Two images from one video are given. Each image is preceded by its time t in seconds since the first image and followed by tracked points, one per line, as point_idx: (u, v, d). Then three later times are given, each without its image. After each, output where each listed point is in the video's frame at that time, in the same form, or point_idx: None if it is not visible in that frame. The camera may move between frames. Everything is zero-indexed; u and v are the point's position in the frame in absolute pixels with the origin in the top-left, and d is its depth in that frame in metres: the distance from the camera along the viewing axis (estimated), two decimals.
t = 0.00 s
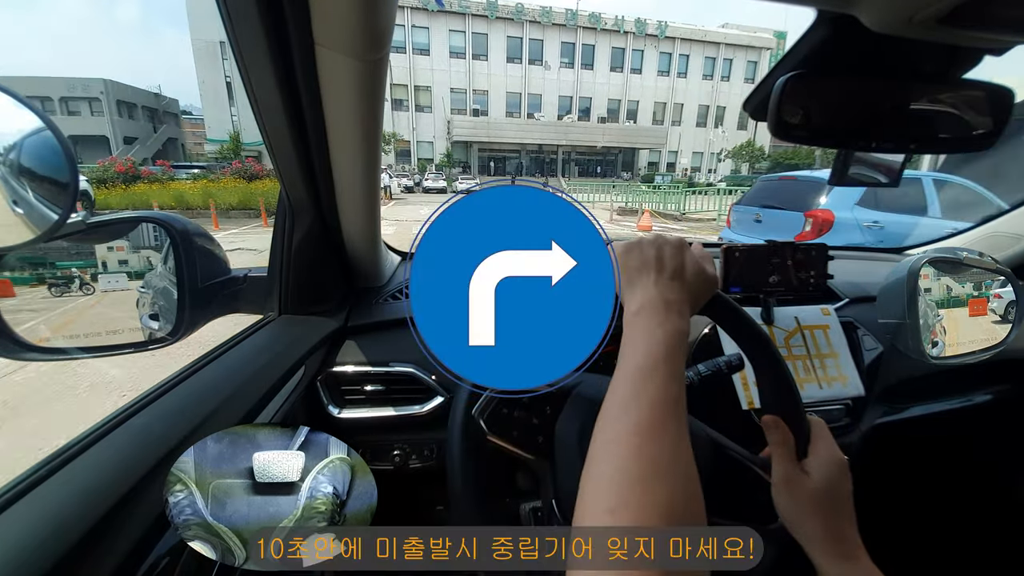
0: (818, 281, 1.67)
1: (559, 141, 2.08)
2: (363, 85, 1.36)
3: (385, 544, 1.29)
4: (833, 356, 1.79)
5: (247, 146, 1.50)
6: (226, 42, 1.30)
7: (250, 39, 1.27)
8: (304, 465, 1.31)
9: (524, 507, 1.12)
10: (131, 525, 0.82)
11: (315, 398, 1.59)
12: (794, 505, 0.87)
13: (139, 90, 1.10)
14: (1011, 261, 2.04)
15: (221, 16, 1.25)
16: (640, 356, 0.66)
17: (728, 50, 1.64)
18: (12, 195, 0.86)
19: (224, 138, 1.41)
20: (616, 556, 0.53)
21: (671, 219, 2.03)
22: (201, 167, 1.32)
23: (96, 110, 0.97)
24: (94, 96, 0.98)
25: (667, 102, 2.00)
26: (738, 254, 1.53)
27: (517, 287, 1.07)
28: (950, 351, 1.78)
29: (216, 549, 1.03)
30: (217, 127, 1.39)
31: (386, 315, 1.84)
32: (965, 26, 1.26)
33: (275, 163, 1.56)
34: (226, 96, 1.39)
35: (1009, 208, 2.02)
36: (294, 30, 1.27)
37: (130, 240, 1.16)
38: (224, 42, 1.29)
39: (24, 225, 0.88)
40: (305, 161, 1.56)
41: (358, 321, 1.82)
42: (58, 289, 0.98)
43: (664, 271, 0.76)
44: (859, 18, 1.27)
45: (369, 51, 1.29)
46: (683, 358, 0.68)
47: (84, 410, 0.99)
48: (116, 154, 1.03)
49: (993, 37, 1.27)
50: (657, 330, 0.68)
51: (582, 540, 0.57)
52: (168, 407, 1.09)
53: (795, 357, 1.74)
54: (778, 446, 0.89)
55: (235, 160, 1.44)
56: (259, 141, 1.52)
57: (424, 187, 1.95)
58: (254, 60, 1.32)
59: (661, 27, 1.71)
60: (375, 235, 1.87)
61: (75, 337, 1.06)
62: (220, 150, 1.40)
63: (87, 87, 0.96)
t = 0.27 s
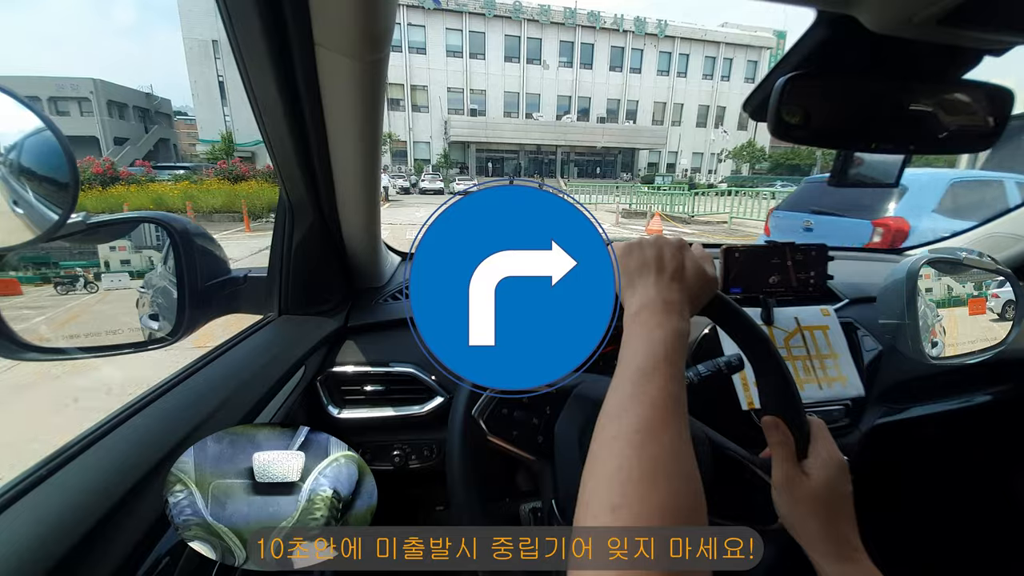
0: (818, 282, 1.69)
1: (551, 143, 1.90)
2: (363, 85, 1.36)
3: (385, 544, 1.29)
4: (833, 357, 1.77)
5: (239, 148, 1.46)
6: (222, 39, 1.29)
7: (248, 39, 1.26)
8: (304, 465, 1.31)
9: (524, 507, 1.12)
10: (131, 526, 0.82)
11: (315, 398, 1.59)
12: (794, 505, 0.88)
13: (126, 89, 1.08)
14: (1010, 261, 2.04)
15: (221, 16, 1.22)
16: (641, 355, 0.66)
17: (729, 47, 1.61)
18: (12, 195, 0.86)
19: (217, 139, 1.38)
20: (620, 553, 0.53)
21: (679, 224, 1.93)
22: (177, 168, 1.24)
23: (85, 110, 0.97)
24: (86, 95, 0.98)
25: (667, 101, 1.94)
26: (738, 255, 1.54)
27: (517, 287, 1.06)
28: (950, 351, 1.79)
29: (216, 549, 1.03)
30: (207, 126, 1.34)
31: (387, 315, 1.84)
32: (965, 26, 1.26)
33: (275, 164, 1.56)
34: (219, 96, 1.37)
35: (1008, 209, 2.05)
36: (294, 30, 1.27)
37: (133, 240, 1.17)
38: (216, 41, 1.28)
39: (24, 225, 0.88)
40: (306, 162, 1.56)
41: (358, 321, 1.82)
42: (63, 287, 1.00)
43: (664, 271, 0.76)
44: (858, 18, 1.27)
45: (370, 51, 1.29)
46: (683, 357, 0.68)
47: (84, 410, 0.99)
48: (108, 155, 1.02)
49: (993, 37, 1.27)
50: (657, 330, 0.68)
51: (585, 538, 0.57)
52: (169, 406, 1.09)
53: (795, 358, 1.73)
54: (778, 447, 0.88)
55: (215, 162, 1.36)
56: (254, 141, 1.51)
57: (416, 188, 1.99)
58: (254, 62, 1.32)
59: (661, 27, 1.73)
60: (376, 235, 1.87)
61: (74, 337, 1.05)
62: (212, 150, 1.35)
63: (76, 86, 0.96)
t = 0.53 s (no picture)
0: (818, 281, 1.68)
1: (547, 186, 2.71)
2: (363, 83, 1.36)
3: (385, 544, 1.29)
4: (833, 356, 1.76)
5: (231, 143, 1.45)
6: (217, 36, 1.27)
7: (248, 39, 1.26)
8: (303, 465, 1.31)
9: (523, 507, 1.12)
10: (131, 526, 0.82)
11: (315, 397, 1.59)
12: (796, 506, 0.87)
13: (113, 83, 1.06)
14: (1011, 261, 2.04)
15: (221, 15, 1.21)
16: (642, 355, 0.66)
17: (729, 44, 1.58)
18: (12, 194, 0.86)
19: (205, 135, 1.35)
20: (621, 553, 0.53)
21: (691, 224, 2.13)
22: (157, 164, 1.18)
23: (72, 105, 0.94)
24: (71, 90, 0.95)
25: (667, 99, 1.97)
26: (737, 254, 1.54)
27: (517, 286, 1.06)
28: (950, 353, 1.76)
29: (216, 549, 1.03)
30: (200, 122, 1.33)
31: (387, 315, 1.85)
32: (966, 26, 1.26)
33: (275, 164, 1.56)
34: (210, 89, 1.34)
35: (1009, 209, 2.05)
36: (294, 30, 1.27)
37: (136, 241, 1.18)
38: (207, 35, 1.26)
39: (24, 225, 0.88)
40: (306, 162, 1.56)
41: (359, 321, 1.82)
42: (70, 287, 1.02)
43: (664, 271, 0.76)
44: (859, 18, 1.26)
45: (370, 50, 1.29)
46: (684, 358, 0.68)
47: (84, 410, 0.99)
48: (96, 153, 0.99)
49: (994, 37, 1.27)
50: (657, 329, 0.68)
51: (586, 538, 0.56)
52: (168, 407, 1.09)
53: (795, 357, 1.72)
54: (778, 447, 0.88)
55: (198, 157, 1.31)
56: (248, 138, 1.49)
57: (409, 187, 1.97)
58: (254, 62, 1.31)
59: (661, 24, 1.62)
60: (376, 234, 1.87)
61: (74, 337, 1.05)
62: (201, 146, 1.33)
63: (63, 81, 0.93)
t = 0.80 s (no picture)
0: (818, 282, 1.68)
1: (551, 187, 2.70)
2: (363, 83, 1.36)
3: (385, 544, 1.29)
4: (833, 357, 1.76)
5: (223, 142, 1.40)
6: (208, 28, 1.25)
7: (248, 38, 1.26)
8: (303, 464, 1.31)
9: (524, 507, 1.12)
10: (131, 526, 0.82)
11: (315, 397, 1.59)
12: (798, 509, 0.88)
13: (104, 79, 1.02)
14: (1011, 261, 2.04)
15: (221, 13, 1.23)
16: (643, 355, 0.66)
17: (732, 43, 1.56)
18: (12, 195, 0.86)
19: (195, 132, 1.31)
20: (620, 553, 0.53)
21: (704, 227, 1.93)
22: (135, 163, 1.11)
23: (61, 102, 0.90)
24: (59, 87, 0.91)
25: (668, 97, 1.89)
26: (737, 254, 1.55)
27: (518, 287, 1.07)
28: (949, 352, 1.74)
29: (216, 549, 1.03)
30: (189, 118, 1.29)
31: (387, 315, 1.85)
32: (966, 26, 1.26)
33: (275, 164, 1.56)
34: (202, 86, 1.31)
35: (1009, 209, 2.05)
36: (294, 30, 1.27)
37: (137, 241, 1.18)
38: (198, 29, 1.23)
39: (24, 225, 0.88)
40: (306, 162, 1.57)
41: (358, 320, 1.82)
42: (74, 286, 1.03)
43: (664, 272, 0.76)
44: (859, 18, 1.27)
45: (369, 50, 1.29)
46: (685, 359, 0.68)
47: (85, 410, 0.99)
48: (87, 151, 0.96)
49: (994, 36, 1.27)
50: (657, 330, 0.69)
51: (585, 538, 0.57)
52: (168, 406, 1.09)
53: (795, 357, 1.72)
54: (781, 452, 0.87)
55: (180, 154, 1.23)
56: (241, 135, 1.46)
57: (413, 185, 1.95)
58: (254, 62, 1.32)
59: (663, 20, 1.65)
60: (376, 234, 1.87)
61: (75, 337, 1.05)
62: (192, 143, 1.29)
63: (51, 77, 0.89)
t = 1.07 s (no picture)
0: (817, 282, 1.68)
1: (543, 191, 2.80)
2: (363, 83, 1.36)
3: (385, 544, 1.29)
4: (833, 356, 1.77)
5: (213, 142, 1.34)
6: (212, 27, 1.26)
7: (248, 39, 1.26)
8: (303, 464, 1.31)
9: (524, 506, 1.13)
10: (131, 526, 0.82)
11: (315, 397, 1.59)
12: (816, 507, 0.90)
13: (93, 80, 1.00)
14: (1011, 261, 2.04)
15: (221, 15, 1.23)
16: (638, 355, 0.66)
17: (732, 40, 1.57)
18: (12, 195, 0.86)
19: (185, 132, 1.25)
20: (620, 553, 0.52)
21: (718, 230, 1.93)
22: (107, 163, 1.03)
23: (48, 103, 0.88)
24: (48, 87, 0.88)
25: (668, 95, 1.95)
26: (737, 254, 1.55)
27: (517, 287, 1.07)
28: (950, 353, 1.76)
29: (217, 549, 1.03)
30: (181, 118, 1.23)
31: (386, 315, 1.85)
32: (966, 25, 1.26)
33: (275, 164, 1.56)
34: (193, 87, 1.25)
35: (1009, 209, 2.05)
36: (294, 30, 1.27)
37: (140, 241, 1.18)
38: (189, 27, 1.20)
39: (25, 226, 0.88)
40: (306, 162, 1.56)
41: (359, 320, 1.82)
42: (79, 286, 1.04)
43: (660, 274, 0.76)
44: (858, 18, 1.27)
45: (369, 51, 1.29)
46: (679, 359, 0.68)
47: (85, 410, 0.99)
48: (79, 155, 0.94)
49: (994, 36, 1.27)
50: (652, 330, 0.69)
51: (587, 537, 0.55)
52: (169, 406, 1.09)
53: (795, 357, 1.73)
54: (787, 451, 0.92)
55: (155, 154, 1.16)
56: (234, 135, 1.43)
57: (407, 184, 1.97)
58: (254, 62, 1.32)
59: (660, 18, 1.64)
60: (376, 233, 1.87)
61: (74, 338, 1.05)
62: (182, 144, 1.24)
63: (37, 75, 0.86)
